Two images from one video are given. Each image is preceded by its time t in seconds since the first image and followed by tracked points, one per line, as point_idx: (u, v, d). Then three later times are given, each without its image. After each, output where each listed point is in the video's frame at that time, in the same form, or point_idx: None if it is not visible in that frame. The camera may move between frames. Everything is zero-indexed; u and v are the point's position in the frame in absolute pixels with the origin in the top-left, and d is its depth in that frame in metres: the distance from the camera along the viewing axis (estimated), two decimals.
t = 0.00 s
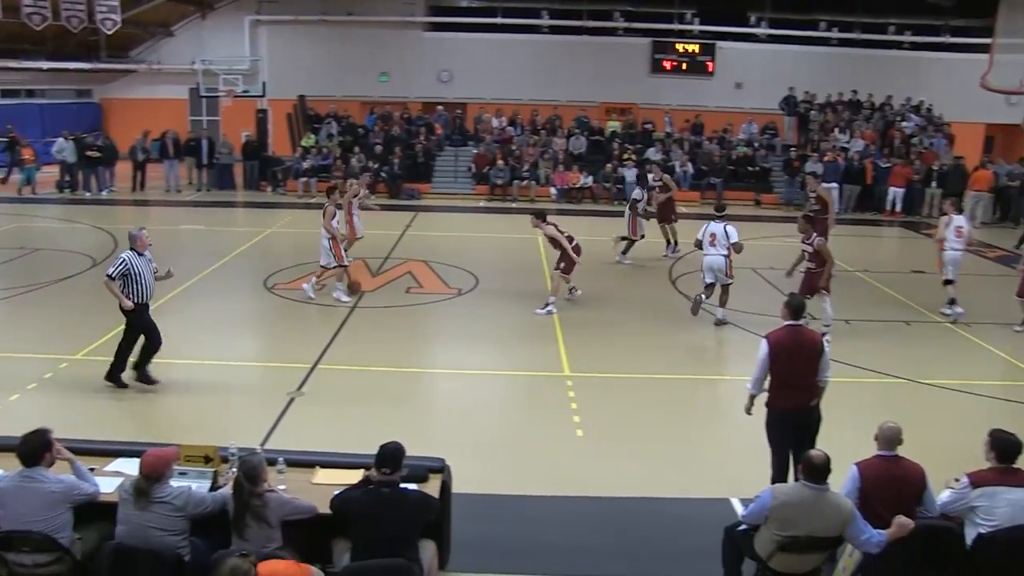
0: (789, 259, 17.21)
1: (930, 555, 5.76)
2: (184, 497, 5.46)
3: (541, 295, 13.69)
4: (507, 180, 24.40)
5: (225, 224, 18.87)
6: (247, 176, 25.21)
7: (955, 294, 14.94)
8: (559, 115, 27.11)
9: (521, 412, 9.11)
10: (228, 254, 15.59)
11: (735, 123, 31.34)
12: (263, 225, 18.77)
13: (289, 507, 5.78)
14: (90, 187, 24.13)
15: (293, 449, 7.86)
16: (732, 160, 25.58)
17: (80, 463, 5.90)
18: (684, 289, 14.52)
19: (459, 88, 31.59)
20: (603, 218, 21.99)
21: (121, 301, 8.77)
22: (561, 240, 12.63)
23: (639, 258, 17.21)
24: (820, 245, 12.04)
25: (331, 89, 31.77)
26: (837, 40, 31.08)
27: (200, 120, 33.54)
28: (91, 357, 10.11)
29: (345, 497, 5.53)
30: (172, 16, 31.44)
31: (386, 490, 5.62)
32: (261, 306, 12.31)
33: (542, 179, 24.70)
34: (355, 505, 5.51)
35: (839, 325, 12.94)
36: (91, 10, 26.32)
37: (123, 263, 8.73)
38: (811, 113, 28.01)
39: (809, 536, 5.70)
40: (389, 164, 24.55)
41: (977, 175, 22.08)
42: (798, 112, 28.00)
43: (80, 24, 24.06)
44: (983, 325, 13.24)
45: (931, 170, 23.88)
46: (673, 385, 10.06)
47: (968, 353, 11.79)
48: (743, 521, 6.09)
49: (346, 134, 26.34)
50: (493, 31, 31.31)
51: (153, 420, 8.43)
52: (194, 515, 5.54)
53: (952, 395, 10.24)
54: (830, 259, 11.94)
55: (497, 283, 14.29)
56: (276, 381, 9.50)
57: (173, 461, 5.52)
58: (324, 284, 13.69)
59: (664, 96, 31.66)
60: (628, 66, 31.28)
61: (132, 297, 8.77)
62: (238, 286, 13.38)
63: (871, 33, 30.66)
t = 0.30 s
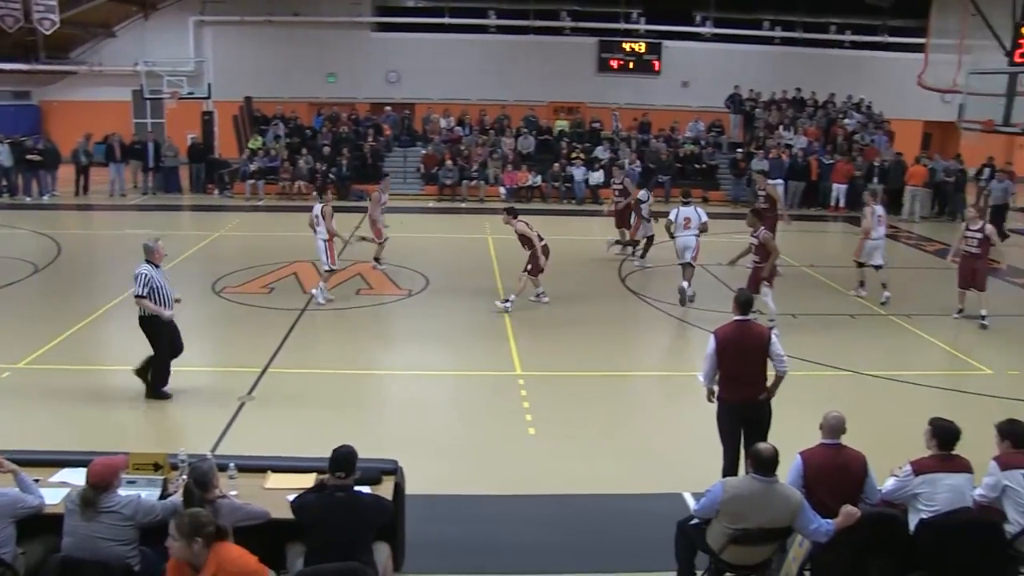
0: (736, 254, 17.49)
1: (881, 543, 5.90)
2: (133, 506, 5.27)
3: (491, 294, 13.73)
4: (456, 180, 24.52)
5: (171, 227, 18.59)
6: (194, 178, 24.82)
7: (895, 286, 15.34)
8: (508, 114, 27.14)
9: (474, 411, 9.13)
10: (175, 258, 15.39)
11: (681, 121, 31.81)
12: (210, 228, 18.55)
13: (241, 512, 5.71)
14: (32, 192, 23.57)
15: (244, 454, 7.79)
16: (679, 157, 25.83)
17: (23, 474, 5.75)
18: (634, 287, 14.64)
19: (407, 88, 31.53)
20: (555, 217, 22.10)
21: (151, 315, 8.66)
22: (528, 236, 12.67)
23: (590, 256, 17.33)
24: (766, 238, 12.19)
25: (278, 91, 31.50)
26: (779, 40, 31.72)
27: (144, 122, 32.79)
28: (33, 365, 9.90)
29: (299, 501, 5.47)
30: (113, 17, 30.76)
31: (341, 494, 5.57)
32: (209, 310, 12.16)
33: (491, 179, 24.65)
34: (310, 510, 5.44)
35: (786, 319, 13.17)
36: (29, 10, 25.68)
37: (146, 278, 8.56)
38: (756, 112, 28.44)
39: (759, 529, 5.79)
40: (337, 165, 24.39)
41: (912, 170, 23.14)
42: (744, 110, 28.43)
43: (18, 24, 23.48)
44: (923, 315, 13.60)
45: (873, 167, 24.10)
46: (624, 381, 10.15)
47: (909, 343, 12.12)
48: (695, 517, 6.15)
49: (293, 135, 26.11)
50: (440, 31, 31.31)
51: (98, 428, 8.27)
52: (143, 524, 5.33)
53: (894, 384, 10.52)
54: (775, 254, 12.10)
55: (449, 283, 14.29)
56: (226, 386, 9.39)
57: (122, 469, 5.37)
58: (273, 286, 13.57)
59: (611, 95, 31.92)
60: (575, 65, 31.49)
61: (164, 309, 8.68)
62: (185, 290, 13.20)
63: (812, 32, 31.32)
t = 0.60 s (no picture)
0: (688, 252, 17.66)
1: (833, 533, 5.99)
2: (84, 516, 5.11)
3: (445, 294, 13.75)
4: (407, 181, 24.44)
5: (119, 231, 18.33)
6: (142, 182, 24.58)
7: (843, 280, 15.63)
8: (458, 114, 27.07)
9: (428, 412, 9.13)
10: (124, 262, 15.19)
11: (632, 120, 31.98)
12: (159, 232, 18.31)
13: (195, 519, 5.56)
14: None
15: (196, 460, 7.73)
16: (630, 156, 26.12)
17: None
18: (587, 285, 14.71)
19: (357, 89, 31.27)
20: (509, 217, 22.13)
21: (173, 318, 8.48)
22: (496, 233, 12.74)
23: (545, 254, 17.39)
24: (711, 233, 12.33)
25: (226, 92, 30.94)
26: (728, 39, 32.07)
27: (90, 125, 32.35)
28: None
29: (255, 507, 5.38)
30: (53, 16, 30.01)
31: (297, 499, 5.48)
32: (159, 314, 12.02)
33: (441, 180, 24.98)
34: (265, 517, 5.34)
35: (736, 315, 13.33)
36: None
37: (167, 283, 8.37)
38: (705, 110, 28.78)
39: (713, 522, 5.86)
40: (288, 167, 24.19)
41: (855, 166, 23.56)
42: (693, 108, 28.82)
43: None
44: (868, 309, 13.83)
45: (820, 163, 24.49)
46: (578, 379, 10.23)
47: (856, 336, 12.36)
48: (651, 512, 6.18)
49: (243, 137, 25.83)
50: (390, 32, 31.12)
51: (45, 436, 8.15)
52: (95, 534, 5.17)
53: (843, 377, 10.73)
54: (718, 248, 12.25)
55: (402, 284, 14.26)
56: (178, 392, 9.30)
57: (71, 479, 5.21)
58: (224, 289, 13.46)
59: (562, 95, 32.03)
60: (525, 65, 31.57)
61: (186, 312, 8.50)
62: (134, 295, 13.03)
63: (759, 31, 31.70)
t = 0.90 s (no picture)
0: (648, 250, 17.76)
1: (793, 527, 6.05)
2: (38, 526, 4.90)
3: (406, 295, 13.72)
4: (366, 182, 24.28)
5: (73, 237, 18.00)
6: (97, 186, 24.14)
7: (800, 277, 15.84)
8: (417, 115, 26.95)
9: (389, 414, 9.12)
10: (78, 267, 14.94)
11: (591, 119, 32.08)
12: (114, 237, 18.03)
13: (156, 525, 5.36)
14: None
15: (155, 467, 7.65)
16: (588, 157, 26.27)
17: None
18: (548, 285, 14.74)
19: (314, 90, 31.06)
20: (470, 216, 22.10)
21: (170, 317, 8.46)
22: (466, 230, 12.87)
23: (506, 254, 17.40)
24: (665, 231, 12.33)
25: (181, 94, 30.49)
26: (685, 38, 32.26)
27: (42, 128, 31.19)
28: None
29: (213, 513, 5.25)
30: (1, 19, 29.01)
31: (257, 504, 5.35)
32: (115, 320, 11.85)
33: (400, 181, 24.76)
34: (224, 522, 5.21)
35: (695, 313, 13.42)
36: None
37: (173, 281, 8.41)
38: (663, 110, 28.95)
39: (675, 518, 5.92)
40: (245, 169, 23.96)
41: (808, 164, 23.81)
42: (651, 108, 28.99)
43: None
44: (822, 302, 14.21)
45: (776, 162, 25.07)
46: (539, 379, 10.26)
47: (814, 331, 12.51)
48: (613, 510, 6.20)
49: (199, 139, 25.62)
50: (346, 33, 30.99)
51: None
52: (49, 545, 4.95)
53: (799, 372, 10.87)
54: (670, 246, 12.22)
55: (361, 286, 14.21)
56: (136, 398, 9.21)
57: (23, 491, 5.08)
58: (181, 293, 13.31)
59: (520, 96, 32.08)
60: (483, 65, 31.57)
61: (183, 315, 8.47)
62: (89, 301, 12.81)
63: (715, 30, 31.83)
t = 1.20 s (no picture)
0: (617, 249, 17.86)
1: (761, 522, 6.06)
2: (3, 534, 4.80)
3: (373, 297, 13.70)
4: (333, 183, 24.28)
5: (35, 240, 17.75)
6: (58, 189, 23.78)
7: (764, 274, 16.03)
8: (382, 115, 26.84)
9: (359, 416, 9.11)
10: (41, 272, 14.73)
11: (558, 118, 32.16)
12: (77, 240, 17.81)
13: (122, 532, 5.30)
14: None
15: (119, 473, 7.59)
16: (555, 156, 26.34)
17: None
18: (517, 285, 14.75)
19: (279, 91, 30.82)
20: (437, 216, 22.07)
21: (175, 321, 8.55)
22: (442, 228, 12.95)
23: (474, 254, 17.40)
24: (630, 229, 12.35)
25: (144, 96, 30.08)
26: (650, 37, 32.38)
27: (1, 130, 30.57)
28: None
29: (179, 519, 5.17)
30: None
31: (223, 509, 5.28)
32: (79, 325, 11.71)
33: (367, 181, 24.78)
34: (191, 528, 5.13)
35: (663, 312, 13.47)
36: None
37: (182, 285, 8.47)
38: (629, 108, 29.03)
39: (645, 516, 5.95)
40: (210, 170, 23.74)
41: (772, 162, 24.05)
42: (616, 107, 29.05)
43: None
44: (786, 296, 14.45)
45: (741, 160, 25.26)
46: (507, 379, 10.29)
47: (781, 328, 12.64)
48: (583, 508, 6.23)
49: (164, 141, 25.38)
50: (311, 33, 30.80)
51: None
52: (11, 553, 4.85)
53: (765, 369, 11.00)
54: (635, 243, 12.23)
55: (328, 288, 14.17)
56: (101, 404, 9.11)
57: None
58: (147, 297, 13.20)
59: (486, 96, 32.08)
60: (449, 65, 31.51)
61: (190, 319, 8.55)
62: (51, 306, 12.65)
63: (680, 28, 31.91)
